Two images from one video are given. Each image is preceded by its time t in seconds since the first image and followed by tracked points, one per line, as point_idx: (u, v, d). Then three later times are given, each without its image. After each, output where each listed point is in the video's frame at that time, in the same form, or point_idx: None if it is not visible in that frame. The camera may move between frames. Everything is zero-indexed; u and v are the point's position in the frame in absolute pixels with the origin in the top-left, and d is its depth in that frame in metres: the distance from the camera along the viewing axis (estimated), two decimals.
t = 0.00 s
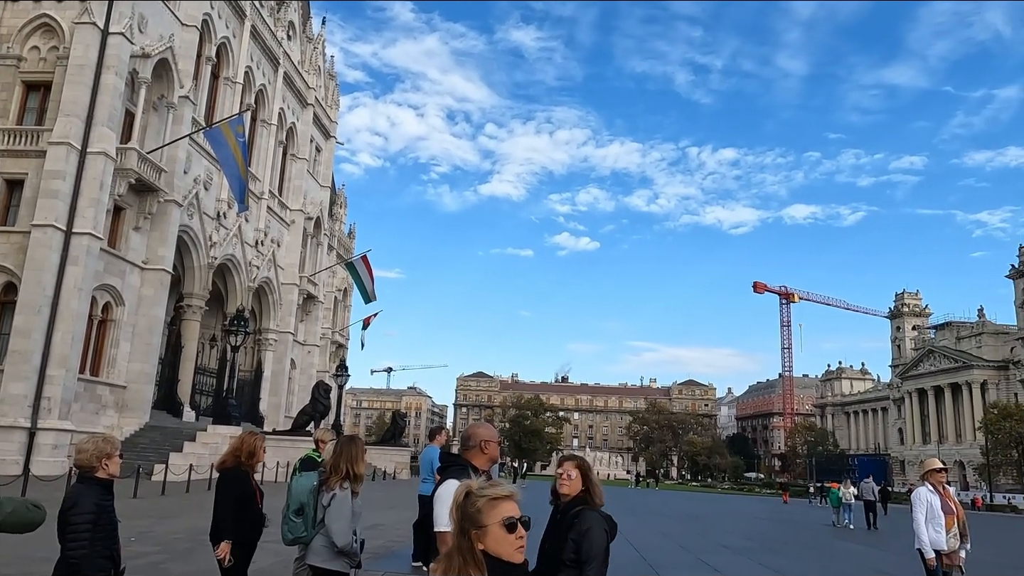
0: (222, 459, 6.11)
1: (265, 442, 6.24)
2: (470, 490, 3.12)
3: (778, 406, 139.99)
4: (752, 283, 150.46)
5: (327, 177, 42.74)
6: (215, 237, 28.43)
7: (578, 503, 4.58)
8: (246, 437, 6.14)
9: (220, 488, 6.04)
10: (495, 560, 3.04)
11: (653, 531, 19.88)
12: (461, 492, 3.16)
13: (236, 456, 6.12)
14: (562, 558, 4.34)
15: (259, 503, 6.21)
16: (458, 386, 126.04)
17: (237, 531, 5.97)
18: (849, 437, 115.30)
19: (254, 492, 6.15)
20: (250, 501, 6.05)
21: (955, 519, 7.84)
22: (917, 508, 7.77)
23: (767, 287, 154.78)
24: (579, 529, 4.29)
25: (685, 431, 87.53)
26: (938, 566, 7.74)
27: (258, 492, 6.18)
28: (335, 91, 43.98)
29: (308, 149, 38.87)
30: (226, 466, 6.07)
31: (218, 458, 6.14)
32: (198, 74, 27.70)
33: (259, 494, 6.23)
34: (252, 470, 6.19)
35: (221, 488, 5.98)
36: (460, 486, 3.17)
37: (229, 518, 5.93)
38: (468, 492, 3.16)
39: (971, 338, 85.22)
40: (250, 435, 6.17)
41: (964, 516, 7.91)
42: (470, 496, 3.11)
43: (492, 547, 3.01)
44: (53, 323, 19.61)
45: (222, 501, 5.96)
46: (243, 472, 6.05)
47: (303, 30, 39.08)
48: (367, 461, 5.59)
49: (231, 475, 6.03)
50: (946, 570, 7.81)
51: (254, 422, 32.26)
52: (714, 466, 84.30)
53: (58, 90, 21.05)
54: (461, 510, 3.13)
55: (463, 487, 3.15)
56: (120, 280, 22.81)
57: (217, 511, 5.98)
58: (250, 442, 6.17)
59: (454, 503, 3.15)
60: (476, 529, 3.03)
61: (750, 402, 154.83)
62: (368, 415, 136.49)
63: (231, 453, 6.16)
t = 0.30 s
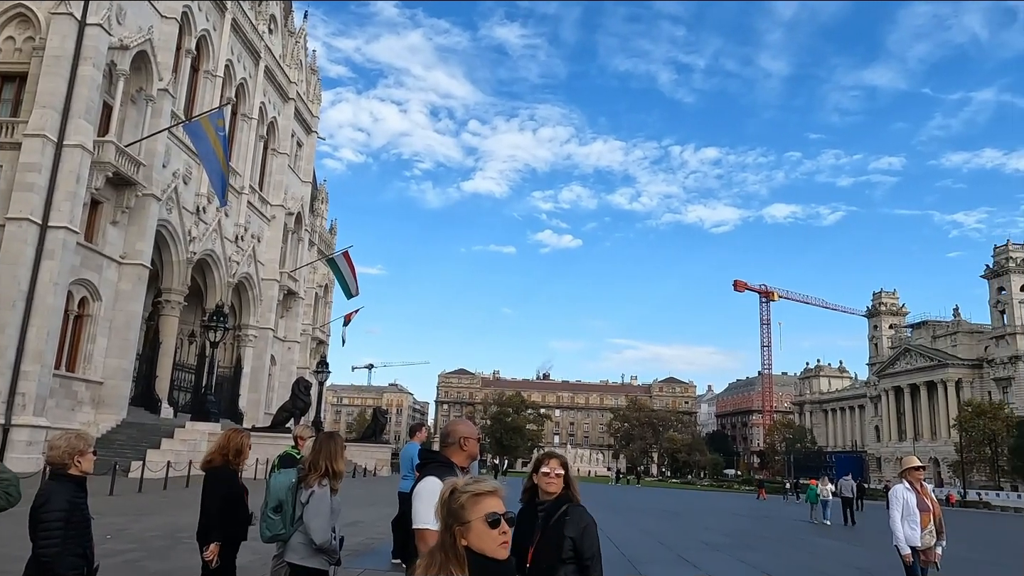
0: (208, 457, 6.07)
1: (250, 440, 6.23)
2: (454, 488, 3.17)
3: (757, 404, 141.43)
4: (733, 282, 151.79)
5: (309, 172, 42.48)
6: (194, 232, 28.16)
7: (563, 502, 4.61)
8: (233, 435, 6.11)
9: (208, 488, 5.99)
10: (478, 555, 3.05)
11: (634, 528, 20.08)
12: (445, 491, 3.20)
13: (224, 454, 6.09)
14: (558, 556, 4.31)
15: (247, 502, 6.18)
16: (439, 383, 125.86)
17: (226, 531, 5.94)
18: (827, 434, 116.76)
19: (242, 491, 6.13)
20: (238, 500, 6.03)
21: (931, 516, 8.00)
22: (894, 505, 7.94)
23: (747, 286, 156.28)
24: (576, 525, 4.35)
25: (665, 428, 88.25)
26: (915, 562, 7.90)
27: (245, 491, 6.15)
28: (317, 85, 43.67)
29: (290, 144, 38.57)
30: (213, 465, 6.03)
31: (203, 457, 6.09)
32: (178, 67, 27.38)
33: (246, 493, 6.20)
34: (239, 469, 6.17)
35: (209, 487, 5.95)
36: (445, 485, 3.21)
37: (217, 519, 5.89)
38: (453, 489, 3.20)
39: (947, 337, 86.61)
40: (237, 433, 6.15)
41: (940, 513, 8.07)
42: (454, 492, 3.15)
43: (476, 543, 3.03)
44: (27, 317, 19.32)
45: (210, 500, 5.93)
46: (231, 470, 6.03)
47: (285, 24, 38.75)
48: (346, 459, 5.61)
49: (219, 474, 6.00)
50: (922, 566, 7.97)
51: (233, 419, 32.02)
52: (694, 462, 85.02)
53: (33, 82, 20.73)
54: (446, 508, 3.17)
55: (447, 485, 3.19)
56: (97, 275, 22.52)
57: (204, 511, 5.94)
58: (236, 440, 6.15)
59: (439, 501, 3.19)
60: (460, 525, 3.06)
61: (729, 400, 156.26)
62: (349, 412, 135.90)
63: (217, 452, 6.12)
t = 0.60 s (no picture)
0: (200, 456, 6.05)
1: (238, 436, 6.24)
2: (438, 485, 3.15)
3: (737, 401, 142.69)
4: (714, 280, 153.00)
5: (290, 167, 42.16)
6: (173, 226, 27.87)
7: (545, 497, 4.66)
8: (222, 432, 6.10)
9: (203, 486, 5.99)
10: (466, 552, 3.02)
11: (614, 524, 20.23)
12: (430, 489, 3.18)
13: (215, 452, 6.09)
14: (540, 551, 4.33)
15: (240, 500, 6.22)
16: (421, 380, 125.71)
17: (226, 530, 5.96)
18: (805, 431, 118.17)
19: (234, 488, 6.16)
20: (232, 497, 6.07)
21: (908, 512, 8.16)
22: (872, 501, 8.10)
23: (727, 284, 157.68)
24: (560, 521, 4.39)
25: (646, 425, 88.81)
26: (892, 557, 8.06)
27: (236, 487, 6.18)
28: (298, 80, 43.34)
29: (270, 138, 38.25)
30: (205, 463, 6.03)
31: (193, 455, 6.07)
32: (157, 59, 27.05)
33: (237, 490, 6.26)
34: (229, 466, 6.19)
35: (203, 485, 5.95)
36: (427, 483, 3.19)
37: (216, 520, 5.89)
38: (436, 487, 3.18)
39: (923, 335, 87.95)
40: (226, 430, 6.15)
41: (918, 510, 8.24)
42: (438, 490, 3.13)
43: (462, 540, 3.00)
44: (1, 312, 19.04)
45: (208, 499, 5.93)
46: (223, 468, 6.05)
47: (267, 17, 38.39)
48: (324, 456, 5.61)
49: (211, 472, 6.00)
50: (900, 561, 8.13)
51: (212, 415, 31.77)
52: (674, 459, 85.69)
53: (9, 73, 20.38)
54: (430, 506, 3.14)
55: (431, 483, 3.17)
56: (73, 269, 22.23)
57: (201, 512, 5.93)
58: (226, 437, 6.14)
59: (422, 500, 3.16)
60: (446, 521, 3.02)
61: (709, 396, 157.50)
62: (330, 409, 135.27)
63: (206, 449, 6.10)
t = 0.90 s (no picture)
0: (163, 448, 6.10)
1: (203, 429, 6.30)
2: (395, 479, 3.14)
3: (690, 395, 145.44)
4: (670, 275, 155.36)
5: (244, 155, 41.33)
6: (121, 214, 27.12)
7: (500, 489, 4.78)
8: (186, 425, 6.14)
9: (163, 478, 6.02)
10: (423, 546, 3.02)
11: (569, 516, 20.50)
12: (386, 482, 3.17)
13: (178, 444, 6.14)
14: (493, 543, 4.43)
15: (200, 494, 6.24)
16: (377, 372, 124.87)
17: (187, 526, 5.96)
18: (755, 424, 121.14)
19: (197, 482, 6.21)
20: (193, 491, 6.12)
21: (858, 504, 8.51)
22: (823, 494, 8.43)
23: (683, 279, 160.20)
24: (513, 514, 4.49)
25: (602, 418, 89.91)
26: (840, 548, 8.41)
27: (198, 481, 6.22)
28: (254, 67, 42.48)
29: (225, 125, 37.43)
30: (168, 456, 6.08)
31: (156, 447, 6.11)
32: (106, 42, 26.22)
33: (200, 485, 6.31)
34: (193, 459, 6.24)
35: (165, 476, 5.97)
36: (383, 477, 3.18)
37: (177, 514, 5.92)
38: (393, 481, 3.17)
39: (869, 332, 90.92)
40: (190, 422, 6.20)
41: (866, 502, 8.61)
42: (394, 484, 3.12)
43: (419, 534, 3.00)
44: None
45: (171, 491, 5.96)
46: (186, 461, 6.10)
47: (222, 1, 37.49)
48: (276, 449, 5.55)
49: (173, 465, 6.05)
50: (848, 552, 8.49)
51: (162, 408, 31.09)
52: (628, 452, 86.98)
53: None
54: (385, 500, 3.12)
55: (387, 478, 3.15)
56: (15, 257, 21.48)
57: (163, 506, 5.97)
58: (190, 430, 6.20)
59: (378, 495, 3.15)
60: (404, 517, 3.01)
61: (663, 390, 160.05)
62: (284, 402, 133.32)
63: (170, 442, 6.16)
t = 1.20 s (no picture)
0: (115, 442, 6.07)
1: (155, 423, 6.29)
2: (347, 472, 3.19)
3: (642, 387, 147.83)
4: (623, 269, 157.35)
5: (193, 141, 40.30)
6: (62, 200, 26.24)
7: (449, 480, 4.92)
8: (139, 417, 6.15)
9: (112, 471, 5.97)
10: (378, 538, 3.10)
11: (521, 507, 20.75)
12: (337, 475, 3.21)
13: (131, 436, 6.13)
14: (440, 535, 4.57)
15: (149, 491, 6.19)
16: (329, 364, 123.44)
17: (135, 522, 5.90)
18: (704, 417, 123.88)
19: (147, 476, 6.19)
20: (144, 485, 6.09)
21: (806, 493, 8.91)
22: (774, 484, 8.82)
23: (636, 274, 162.40)
24: (460, 505, 4.63)
25: (554, 411, 90.73)
26: (792, 539, 8.79)
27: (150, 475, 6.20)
28: (204, 51, 41.41)
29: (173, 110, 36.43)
30: (120, 449, 6.05)
31: (108, 440, 6.07)
32: (47, 21, 25.27)
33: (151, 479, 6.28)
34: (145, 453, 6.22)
35: (117, 468, 5.95)
36: (333, 469, 3.21)
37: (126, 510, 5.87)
38: (343, 474, 3.21)
39: (813, 327, 93.83)
40: (142, 415, 6.19)
41: (814, 491, 9.02)
42: (345, 477, 3.17)
43: (374, 526, 3.06)
44: None
45: (122, 484, 5.93)
46: (137, 454, 6.08)
47: None
48: (223, 443, 5.54)
49: (125, 457, 6.02)
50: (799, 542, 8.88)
51: (104, 401, 30.24)
52: (581, 443, 88.09)
53: None
54: (336, 493, 3.16)
55: (338, 470, 3.21)
56: None
57: (112, 500, 5.93)
58: (143, 422, 6.18)
59: (327, 487, 3.18)
60: (358, 509, 3.07)
61: (615, 382, 162.15)
62: (233, 394, 130.85)
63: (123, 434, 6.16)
